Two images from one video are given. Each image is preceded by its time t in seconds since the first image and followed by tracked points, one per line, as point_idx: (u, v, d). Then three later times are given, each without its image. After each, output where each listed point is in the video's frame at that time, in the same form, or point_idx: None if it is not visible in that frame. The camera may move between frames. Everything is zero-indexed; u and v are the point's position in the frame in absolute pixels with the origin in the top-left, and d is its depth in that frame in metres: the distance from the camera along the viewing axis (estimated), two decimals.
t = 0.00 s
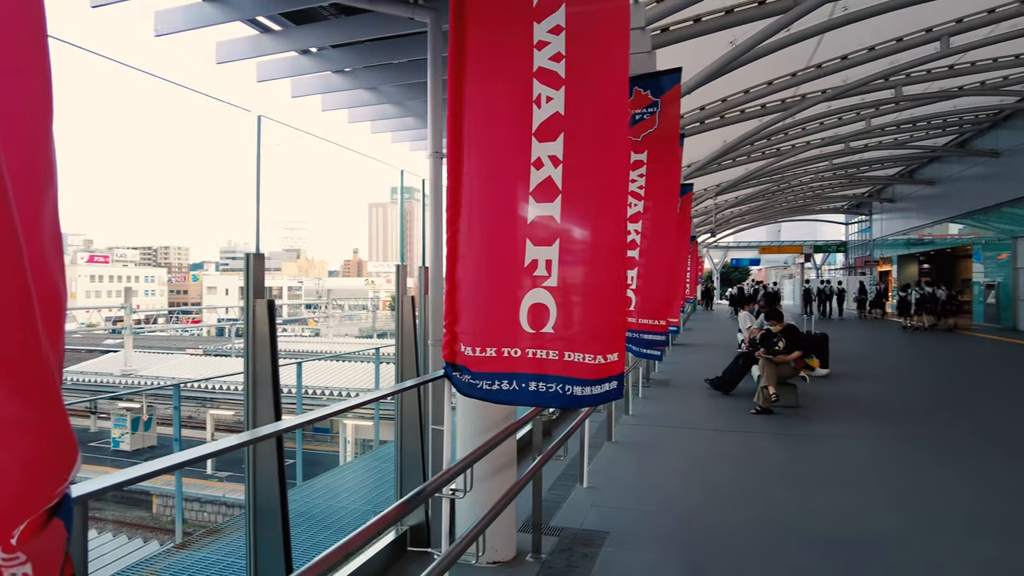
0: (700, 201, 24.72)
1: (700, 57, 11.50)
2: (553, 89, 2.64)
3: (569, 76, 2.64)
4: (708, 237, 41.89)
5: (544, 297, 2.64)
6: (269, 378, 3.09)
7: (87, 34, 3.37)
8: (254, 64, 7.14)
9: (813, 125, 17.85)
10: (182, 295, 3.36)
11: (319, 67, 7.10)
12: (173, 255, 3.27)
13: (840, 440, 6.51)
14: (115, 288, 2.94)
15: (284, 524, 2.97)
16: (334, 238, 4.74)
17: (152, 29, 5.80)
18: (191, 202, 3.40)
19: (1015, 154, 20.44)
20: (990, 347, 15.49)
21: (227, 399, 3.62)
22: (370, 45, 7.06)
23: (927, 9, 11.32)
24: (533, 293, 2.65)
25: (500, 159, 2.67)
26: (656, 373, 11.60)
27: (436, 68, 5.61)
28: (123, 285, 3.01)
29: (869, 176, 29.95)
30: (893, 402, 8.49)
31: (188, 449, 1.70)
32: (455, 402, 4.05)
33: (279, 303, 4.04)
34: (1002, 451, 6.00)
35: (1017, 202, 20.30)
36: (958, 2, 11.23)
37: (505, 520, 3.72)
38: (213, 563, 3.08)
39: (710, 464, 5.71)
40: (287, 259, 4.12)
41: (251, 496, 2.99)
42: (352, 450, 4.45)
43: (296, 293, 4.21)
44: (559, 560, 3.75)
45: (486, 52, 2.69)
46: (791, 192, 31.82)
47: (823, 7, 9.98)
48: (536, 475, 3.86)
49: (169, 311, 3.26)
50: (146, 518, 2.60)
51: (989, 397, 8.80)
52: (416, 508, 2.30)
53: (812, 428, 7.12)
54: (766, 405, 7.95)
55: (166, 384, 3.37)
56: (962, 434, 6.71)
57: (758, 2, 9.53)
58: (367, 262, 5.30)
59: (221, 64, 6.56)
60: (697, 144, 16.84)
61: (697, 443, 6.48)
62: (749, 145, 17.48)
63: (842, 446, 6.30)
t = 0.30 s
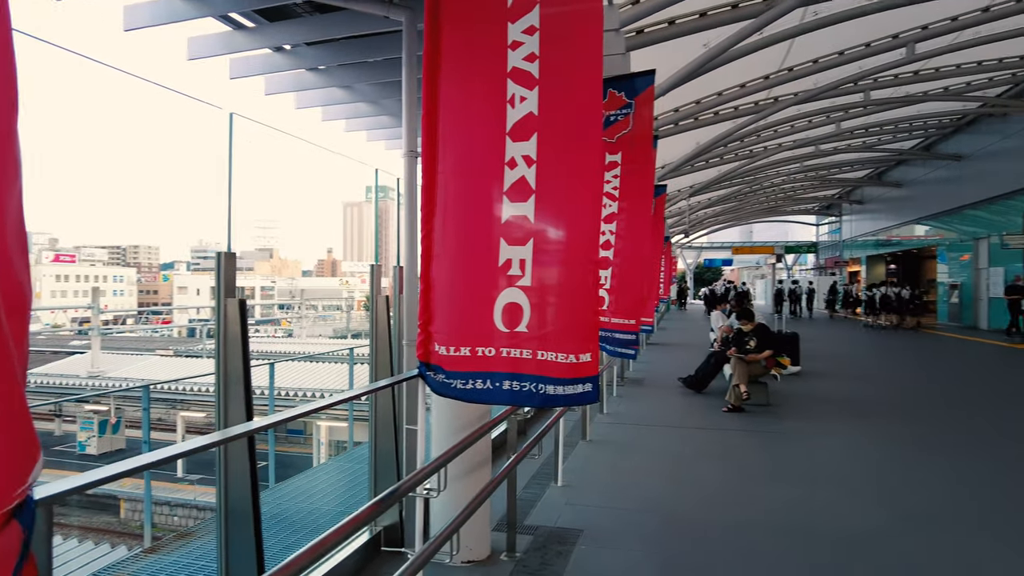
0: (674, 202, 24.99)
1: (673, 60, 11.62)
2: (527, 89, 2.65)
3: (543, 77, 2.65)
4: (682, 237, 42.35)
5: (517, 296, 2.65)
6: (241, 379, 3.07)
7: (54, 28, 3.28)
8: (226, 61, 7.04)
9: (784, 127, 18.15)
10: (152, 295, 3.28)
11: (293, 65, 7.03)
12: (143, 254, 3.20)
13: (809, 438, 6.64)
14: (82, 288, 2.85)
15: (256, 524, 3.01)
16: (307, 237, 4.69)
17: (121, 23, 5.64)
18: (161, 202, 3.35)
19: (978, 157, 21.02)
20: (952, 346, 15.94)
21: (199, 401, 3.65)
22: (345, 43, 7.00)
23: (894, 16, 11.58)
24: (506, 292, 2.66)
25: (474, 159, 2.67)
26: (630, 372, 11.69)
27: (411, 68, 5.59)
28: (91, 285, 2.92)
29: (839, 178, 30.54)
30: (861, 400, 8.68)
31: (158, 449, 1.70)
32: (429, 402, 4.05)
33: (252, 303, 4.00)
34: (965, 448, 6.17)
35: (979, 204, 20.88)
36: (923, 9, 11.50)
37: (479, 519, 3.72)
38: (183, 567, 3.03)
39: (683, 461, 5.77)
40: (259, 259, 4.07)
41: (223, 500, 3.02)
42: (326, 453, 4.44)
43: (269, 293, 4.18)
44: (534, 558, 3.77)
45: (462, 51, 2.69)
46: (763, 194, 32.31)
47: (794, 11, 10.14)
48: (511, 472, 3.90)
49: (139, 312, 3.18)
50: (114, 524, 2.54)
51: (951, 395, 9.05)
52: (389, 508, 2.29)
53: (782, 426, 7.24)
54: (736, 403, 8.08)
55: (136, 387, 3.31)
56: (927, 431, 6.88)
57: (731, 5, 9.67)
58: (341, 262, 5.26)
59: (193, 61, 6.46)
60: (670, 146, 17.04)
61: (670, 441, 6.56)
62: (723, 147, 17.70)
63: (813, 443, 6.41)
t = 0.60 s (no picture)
0: (638, 203, 25.31)
1: (636, 62, 11.74)
2: (486, 88, 2.65)
3: (501, 75, 2.65)
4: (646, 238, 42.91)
5: (475, 294, 2.65)
6: (195, 382, 2.98)
7: None
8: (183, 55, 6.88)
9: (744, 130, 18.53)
10: (107, 295, 3.17)
11: (252, 61, 6.90)
12: (97, 254, 3.08)
13: (766, 434, 6.79)
14: (32, 288, 2.76)
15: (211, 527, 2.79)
16: (269, 236, 4.58)
17: (70, 15, 5.42)
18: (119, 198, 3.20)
19: (928, 161, 21.76)
20: (903, 343, 16.50)
21: (158, 404, 3.55)
22: (306, 39, 6.88)
23: (849, 23, 11.87)
24: (464, 290, 2.65)
25: (433, 157, 2.66)
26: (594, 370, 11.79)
27: (371, 66, 5.53)
28: (41, 285, 2.83)
29: (797, 180, 31.29)
30: (817, 397, 8.90)
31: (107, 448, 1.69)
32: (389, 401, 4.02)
33: (210, 303, 3.91)
34: (907, 443, 6.38)
35: (929, 206, 21.61)
36: (876, 17, 11.81)
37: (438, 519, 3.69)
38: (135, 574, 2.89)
39: (645, 459, 5.84)
40: (220, 258, 3.94)
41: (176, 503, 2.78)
42: (288, 455, 4.44)
43: (229, 293, 4.07)
44: (495, 556, 3.77)
45: (421, 48, 2.68)
46: (725, 195, 32.93)
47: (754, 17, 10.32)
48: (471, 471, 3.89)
49: (92, 313, 3.10)
50: (62, 532, 2.57)
51: (902, 391, 9.34)
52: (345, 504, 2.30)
53: (741, 422, 7.39)
54: (696, 400, 8.22)
55: (88, 389, 3.24)
56: (880, 428, 7.08)
57: (693, 9, 9.80)
58: (305, 262, 5.12)
59: (147, 54, 6.28)
60: (634, 147, 17.24)
61: (632, 438, 6.63)
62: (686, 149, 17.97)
63: (771, 440, 6.55)
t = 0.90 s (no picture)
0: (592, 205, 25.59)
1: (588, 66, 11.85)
2: (412, 89, 2.66)
3: (428, 76, 2.65)
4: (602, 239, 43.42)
5: (404, 296, 2.67)
6: (119, 388, 2.86)
7: None
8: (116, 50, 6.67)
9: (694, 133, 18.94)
10: (48, 297, 2.96)
11: (190, 57, 6.75)
12: (37, 253, 2.94)
13: (711, 430, 6.95)
14: None
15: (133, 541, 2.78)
16: (216, 236, 4.47)
17: None
18: (52, 198, 3.18)
19: (869, 166, 22.62)
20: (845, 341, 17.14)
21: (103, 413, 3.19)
22: (244, 36, 6.79)
23: (792, 31, 12.22)
24: (392, 293, 2.67)
25: (361, 159, 2.67)
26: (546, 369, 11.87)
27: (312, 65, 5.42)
28: None
29: (747, 183, 32.13)
30: (761, 394, 9.15)
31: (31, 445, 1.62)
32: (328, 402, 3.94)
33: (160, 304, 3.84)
34: (845, 438, 6.61)
35: (871, 207, 22.50)
36: (818, 26, 12.19)
37: (377, 521, 3.69)
38: None
39: (593, 458, 5.89)
40: (170, 259, 3.88)
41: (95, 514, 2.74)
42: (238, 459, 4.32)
43: (179, 294, 4.00)
44: (436, 556, 3.76)
45: (349, 49, 2.68)
46: (678, 197, 33.59)
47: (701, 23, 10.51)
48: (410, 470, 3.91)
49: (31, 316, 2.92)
50: None
51: (842, 388, 9.68)
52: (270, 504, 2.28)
53: (687, 419, 7.54)
54: (644, 398, 8.37)
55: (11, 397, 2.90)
56: (820, 425, 7.32)
57: (643, 14, 9.95)
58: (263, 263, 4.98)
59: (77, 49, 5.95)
60: (587, 150, 17.41)
61: (580, 437, 6.70)
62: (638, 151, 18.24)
63: (716, 437, 6.69)
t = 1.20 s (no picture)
0: (545, 207, 25.82)
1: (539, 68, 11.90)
2: (327, 87, 2.75)
3: (343, 75, 2.75)
4: (559, 239, 43.77)
5: (323, 296, 2.76)
6: (25, 392, 2.68)
7: None
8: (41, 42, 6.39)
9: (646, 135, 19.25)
10: None
11: (121, 52, 6.52)
12: None
13: (656, 427, 7.08)
14: None
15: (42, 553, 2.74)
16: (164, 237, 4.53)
17: None
18: None
19: (814, 169, 23.40)
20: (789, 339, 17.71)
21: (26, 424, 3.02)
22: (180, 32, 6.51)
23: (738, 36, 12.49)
24: (311, 292, 2.75)
25: (278, 156, 2.73)
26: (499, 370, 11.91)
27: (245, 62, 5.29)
28: None
29: (699, 185, 32.82)
30: (707, 391, 9.36)
31: None
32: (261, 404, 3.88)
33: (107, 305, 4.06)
34: (785, 433, 6.82)
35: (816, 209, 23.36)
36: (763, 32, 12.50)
37: (309, 522, 3.65)
38: None
39: (538, 457, 5.94)
40: (115, 260, 3.88)
41: None
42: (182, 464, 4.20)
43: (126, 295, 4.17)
44: (370, 558, 3.75)
45: (264, 44, 2.72)
46: (631, 199, 34.10)
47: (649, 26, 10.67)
48: (342, 471, 3.89)
49: None
50: None
51: (787, 384, 9.98)
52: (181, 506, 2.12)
53: (634, 417, 7.66)
54: (591, 396, 8.47)
55: None
56: (761, 420, 7.55)
57: (592, 17, 10.10)
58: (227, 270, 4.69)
59: None
60: (540, 151, 17.50)
61: (525, 436, 6.74)
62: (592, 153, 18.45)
63: (660, 433, 6.82)
